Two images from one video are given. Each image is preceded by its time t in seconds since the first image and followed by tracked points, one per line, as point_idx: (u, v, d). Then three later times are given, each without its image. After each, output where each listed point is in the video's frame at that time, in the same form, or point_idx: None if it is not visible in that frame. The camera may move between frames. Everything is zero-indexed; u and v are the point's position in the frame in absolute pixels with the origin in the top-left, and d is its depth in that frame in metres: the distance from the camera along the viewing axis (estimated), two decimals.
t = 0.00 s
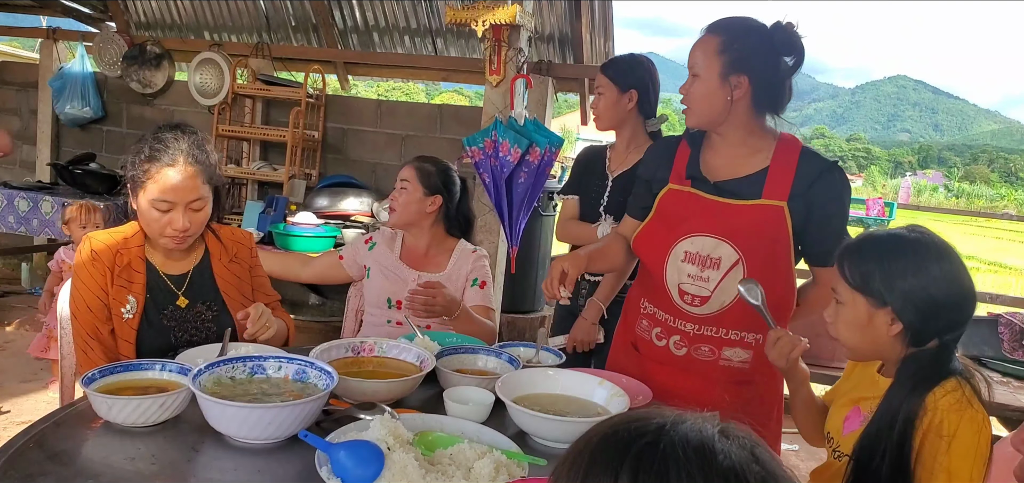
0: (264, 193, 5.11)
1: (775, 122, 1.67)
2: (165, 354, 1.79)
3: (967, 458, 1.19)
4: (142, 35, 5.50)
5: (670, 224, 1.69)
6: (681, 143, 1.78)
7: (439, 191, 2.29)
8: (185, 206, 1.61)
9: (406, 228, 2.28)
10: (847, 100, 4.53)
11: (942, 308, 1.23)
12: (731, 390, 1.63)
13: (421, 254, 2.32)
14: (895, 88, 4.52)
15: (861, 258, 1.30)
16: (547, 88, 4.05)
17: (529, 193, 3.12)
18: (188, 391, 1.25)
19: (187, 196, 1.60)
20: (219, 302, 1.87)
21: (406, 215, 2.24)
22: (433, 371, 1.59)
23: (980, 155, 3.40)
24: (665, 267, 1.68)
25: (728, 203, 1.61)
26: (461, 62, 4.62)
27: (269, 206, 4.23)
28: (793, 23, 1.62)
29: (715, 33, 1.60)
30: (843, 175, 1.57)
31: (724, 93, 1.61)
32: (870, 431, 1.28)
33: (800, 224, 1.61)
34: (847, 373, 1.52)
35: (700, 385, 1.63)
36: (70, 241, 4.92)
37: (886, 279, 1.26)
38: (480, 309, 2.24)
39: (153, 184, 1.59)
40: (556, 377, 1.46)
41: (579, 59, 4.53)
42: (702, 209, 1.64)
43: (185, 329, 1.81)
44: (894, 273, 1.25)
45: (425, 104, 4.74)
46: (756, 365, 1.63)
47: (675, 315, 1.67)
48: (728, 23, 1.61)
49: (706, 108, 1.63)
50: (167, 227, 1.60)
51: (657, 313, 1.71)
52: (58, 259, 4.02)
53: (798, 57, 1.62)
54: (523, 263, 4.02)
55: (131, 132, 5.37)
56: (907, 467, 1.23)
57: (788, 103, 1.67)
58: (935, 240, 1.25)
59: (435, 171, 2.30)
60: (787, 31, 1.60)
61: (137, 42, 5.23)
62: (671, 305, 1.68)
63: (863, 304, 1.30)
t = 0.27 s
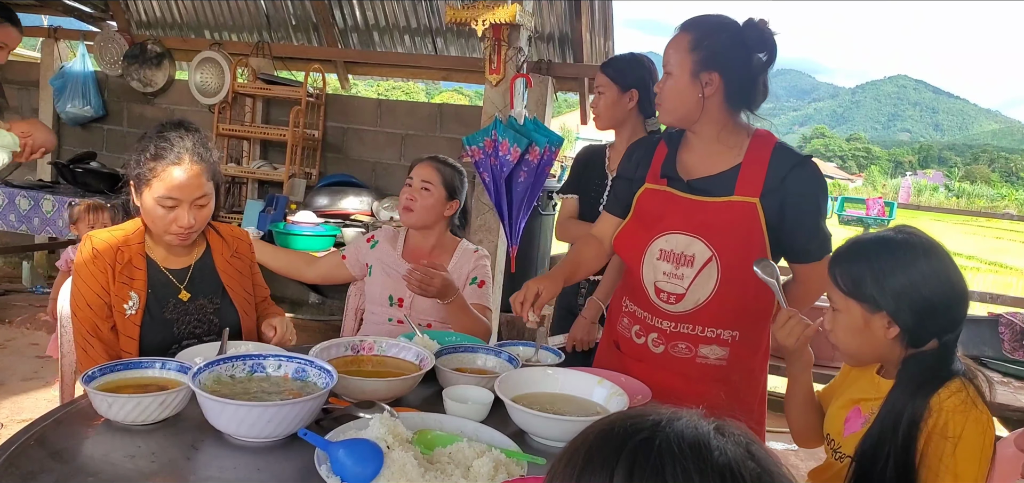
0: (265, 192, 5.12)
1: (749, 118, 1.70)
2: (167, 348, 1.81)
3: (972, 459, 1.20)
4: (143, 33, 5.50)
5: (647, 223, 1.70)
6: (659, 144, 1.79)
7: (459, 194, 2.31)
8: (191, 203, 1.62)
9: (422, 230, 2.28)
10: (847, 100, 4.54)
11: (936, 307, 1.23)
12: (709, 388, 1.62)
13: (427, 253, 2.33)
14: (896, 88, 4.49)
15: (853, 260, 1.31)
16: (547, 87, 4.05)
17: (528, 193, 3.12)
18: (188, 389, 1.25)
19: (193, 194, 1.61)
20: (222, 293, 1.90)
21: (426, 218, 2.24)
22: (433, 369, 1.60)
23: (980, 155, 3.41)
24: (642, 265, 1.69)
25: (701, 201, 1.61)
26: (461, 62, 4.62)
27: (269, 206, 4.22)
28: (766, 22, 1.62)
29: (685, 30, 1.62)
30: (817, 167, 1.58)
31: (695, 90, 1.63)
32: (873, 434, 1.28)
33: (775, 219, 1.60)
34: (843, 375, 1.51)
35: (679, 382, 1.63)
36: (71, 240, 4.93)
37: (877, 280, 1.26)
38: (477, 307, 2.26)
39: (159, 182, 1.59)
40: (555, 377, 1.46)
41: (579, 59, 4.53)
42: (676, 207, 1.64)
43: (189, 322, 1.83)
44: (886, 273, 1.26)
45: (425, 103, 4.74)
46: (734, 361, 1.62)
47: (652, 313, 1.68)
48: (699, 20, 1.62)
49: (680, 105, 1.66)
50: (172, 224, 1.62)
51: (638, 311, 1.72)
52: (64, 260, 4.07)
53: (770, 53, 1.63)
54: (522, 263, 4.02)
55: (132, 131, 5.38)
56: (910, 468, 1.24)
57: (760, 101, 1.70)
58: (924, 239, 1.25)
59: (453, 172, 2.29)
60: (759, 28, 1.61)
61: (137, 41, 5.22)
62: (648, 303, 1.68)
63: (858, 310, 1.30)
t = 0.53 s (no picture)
0: (264, 191, 5.12)
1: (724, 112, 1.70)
2: (170, 345, 1.80)
3: (967, 453, 1.19)
4: (142, 33, 5.49)
5: (635, 225, 1.69)
6: (637, 144, 1.77)
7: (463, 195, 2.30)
8: (201, 196, 1.68)
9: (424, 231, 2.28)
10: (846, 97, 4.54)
11: (933, 305, 1.22)
12: (709, 384, 1.62)
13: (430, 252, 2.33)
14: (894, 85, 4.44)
15: (849, 261, 1.30)
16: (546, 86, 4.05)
17: (528, 192, 3.11)
18: (186, 389, 1.25)
19: (203, 186, 1.67)
20: (224, 289, 1.89)
21: (430, 218, 2.24)
22: (432, 369, 1.59)
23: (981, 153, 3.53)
24: (633, 268, 1.68)
25: (688, 201, 1.60)
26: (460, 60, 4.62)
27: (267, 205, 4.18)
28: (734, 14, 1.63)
29: (654, 30, 1.61)
30: (798, 155, 1.59)
31: (670, 88, 1.61)
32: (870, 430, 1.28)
33: (762, 212, 1.61)
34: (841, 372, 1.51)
35: (678, 379, 1.63)
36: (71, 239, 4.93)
37: (874, 279, 1.26)
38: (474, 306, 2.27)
39: (170, 177, 1.64)
40: (554, 375, 1.46)
41: (578, 57, 4.52)
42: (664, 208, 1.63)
43: (192, 317, 1.82)
44: (883, 272, 1.25)
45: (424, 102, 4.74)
46: (729, 355, 1.63)
47: (646, 314, 1.66)
48: (669, 18, 1.61)
49: (655, 103, 1.63)
50: (184, 217, 1.66)
51: (632, 312, 1.71)
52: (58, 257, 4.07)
53: (740, 47, 1.63)
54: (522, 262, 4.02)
55: (131, 130, 5.38)
56: (907, 465, 1.23)
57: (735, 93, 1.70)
58: (919, 237, 1.25)
59: (456, 174, 2.27)
60: (727, 22, 1.62)
61: (136, 41, 5.22)
62: (642, 304, 1.67)
63: (857, 311, 1.29)
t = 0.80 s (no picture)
0: (261, 191, 5.11)
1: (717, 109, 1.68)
2: (166, 345, 1.79)
3: (967, 450, 1.18)
4: (138, 33, 5.48)
5: (631, 227, 1.68)
6: (630, 144, 1.76)
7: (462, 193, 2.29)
8: (205, 185, 1.74)
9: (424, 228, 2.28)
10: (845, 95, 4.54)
11: (927, 303, 1.22)
12: (712, 380, 1.61)
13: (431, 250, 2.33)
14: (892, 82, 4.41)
15: (844, 259, 1.29)
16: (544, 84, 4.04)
17: (526, 190, 3.10)
18: (182, 390, 1.24)
19: (207, 176, 1.74)
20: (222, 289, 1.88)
21: (430, 215, 2.24)
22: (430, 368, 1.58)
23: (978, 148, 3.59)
24: (633, 270, 1.67)
25: (685, 201, 1.60)
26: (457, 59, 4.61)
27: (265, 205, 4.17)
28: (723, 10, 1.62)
29: (642, 31, 1.60)
30: (792, 149, 1.57)
31: (659, 90, 1.60)
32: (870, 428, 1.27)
33: (757, 208, 1.60)
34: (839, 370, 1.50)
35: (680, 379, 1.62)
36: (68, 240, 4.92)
37: (869, 277, 1.25)
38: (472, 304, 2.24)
39: (173, 169, 1.68)
40: (552, 375, 1.45)
41: (576, 55, 4.51)
42: (661, 208, 1.62)
43: (190, 317, 1.82)
44: (877, 270, 1.25)
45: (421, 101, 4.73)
46: (730, 351, 1.62)
47: (648, 314, 1.66)
48: (658, 17, 1.60)
49: (645, 104, 1.62)
50: (190, 207, 1.71)
51: (634, 312, 1.69)
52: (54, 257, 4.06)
53: (730, 44, 1.62)
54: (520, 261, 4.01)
55: (128, 131, 5.37)
56: (906, 464, 1.22)
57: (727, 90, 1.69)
58: (913, 235, 1.25)
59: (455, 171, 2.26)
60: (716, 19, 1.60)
61: (132, 41, 5.20)
62: (642, 304, 1.66)
63: (853, 312, 1.29)
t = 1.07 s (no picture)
0: (258, 192, 5.10)
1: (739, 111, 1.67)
2: (167, 347, 1.79)
3: (960, 448, 1.19)
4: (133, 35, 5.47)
5: (641, 224, 1.70)
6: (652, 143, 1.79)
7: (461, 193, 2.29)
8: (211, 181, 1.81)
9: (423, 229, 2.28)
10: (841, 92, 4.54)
11: (919, 302, 1.22)
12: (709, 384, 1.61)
13: (432, 251, 2.33)
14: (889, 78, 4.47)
15: (835, 258, 1.29)
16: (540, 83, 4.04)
17: (523, 189, 3.10)
18: (178, 394, 1.24)
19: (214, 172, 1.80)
20: (217, 289, 1.90)
21: (428, 215, 2.24)
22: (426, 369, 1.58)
23: (975, 143, 3.52)
24: (641, 267, 1.69)
25: (692, 202, 1.60)
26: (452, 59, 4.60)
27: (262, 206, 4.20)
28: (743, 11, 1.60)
29: (661, 33, 1.59)
30: (806, 157, 1.55)
31: (679, 91, 1.60)
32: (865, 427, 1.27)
33: (766, 215, 1.58)
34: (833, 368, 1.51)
35: (680, 379, 1.63)
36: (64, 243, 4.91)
37: (861, 276, 1.25)
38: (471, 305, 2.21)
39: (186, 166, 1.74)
40: (549, 374, 1.45)
41: (572, 55, 4.51)
42: (668, 208, 1.64)
43: (190, 319, 1.83)
44: (869, 268, 1.25)
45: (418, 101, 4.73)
46: (734, 356, 1.62)
47: (653, 312, 1.68)
48: (677, 19, 1.59)
49: (666, 107, 1.63)
50: (201, 204, 1.77)
51: (642, 309, 1.72)
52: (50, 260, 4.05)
53: (751, 44, 1.61)
54: (518, 259, 4.02)
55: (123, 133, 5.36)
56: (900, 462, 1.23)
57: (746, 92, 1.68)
58: (904, 234, 1.25)
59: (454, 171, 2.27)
60: (737, 20, 1.59)
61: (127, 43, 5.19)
62: (649, 302, 1.69)
63: (846, 311, 1.29)
